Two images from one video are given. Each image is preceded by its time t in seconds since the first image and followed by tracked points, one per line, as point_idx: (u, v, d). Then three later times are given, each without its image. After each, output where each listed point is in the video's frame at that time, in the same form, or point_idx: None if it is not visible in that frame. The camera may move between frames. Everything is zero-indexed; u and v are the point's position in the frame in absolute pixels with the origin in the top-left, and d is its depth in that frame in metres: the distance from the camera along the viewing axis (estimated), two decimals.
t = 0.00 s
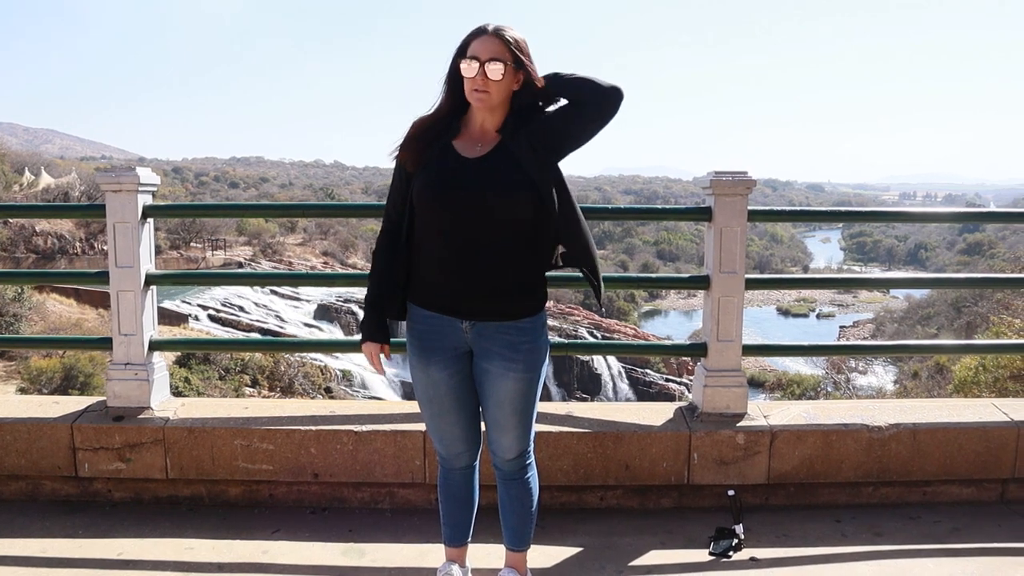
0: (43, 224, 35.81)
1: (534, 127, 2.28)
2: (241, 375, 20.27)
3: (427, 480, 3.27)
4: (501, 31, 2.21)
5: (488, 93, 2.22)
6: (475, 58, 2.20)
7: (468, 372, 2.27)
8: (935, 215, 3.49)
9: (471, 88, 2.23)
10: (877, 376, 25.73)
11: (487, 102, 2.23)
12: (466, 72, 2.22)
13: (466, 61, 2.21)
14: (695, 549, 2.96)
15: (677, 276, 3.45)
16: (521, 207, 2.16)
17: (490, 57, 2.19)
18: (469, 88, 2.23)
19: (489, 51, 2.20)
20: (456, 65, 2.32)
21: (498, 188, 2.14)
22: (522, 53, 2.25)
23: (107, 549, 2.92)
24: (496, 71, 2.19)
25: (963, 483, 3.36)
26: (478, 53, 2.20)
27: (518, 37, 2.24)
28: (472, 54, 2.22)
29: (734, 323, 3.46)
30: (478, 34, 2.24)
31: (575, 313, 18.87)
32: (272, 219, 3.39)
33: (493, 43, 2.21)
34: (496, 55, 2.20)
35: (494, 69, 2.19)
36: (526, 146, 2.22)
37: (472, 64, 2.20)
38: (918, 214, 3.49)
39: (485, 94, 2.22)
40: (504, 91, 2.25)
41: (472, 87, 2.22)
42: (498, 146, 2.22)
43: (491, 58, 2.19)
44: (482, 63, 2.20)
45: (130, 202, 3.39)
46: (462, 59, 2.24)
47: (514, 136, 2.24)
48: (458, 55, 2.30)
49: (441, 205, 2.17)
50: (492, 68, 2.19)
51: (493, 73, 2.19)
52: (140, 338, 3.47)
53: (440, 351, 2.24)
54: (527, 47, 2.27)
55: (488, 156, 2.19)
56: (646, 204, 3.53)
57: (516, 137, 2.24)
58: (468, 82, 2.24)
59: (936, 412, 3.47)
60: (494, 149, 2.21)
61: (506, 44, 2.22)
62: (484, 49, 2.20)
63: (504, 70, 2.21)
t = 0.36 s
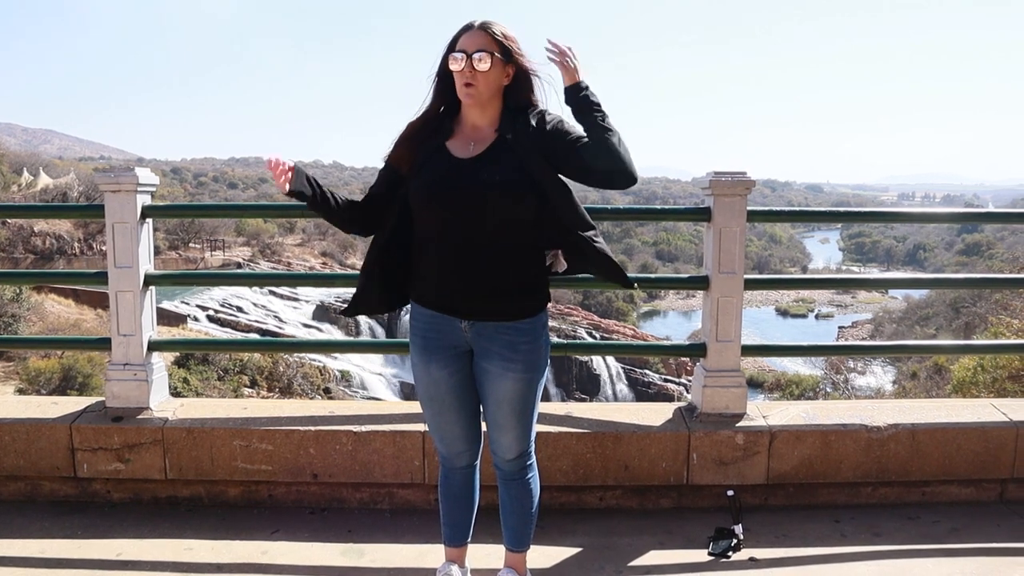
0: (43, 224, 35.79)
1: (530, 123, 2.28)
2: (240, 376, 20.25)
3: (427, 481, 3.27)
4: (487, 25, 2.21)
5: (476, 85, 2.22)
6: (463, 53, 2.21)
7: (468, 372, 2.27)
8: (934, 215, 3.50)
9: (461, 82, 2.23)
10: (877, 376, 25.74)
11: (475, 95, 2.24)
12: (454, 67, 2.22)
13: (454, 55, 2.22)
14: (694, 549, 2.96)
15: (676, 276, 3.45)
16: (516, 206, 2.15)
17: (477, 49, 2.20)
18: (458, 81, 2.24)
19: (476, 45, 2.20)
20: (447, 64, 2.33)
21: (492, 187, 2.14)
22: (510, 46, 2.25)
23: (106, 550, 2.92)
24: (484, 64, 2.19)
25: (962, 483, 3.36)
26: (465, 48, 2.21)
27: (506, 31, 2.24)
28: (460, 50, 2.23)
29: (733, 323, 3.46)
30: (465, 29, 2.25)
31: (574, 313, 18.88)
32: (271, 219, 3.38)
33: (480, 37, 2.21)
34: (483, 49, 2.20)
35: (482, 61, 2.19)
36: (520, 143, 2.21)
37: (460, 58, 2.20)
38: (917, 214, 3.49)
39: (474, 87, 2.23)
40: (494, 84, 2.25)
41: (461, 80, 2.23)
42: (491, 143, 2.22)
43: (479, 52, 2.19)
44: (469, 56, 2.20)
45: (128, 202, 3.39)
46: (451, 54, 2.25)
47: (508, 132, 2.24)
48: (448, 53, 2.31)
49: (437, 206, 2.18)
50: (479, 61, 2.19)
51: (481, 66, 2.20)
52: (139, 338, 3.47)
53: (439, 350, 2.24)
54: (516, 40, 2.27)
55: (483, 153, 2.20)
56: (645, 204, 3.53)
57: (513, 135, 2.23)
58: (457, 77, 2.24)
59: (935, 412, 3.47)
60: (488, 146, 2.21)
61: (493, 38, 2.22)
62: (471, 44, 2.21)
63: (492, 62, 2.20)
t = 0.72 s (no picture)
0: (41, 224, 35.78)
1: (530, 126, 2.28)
2: (239, 375, 20.24)
3: (425, 481, 3.26)
4: (490, 30, 2.22)
5: (482, 91, 2.23)
6: (467, 57, 2.21)
7: (468, 371, 2.27)
8: (932, 215, 3.50)
9: (464, 87, 2.23)
10: (875, 376, 25.76)
11: (482, 102, 2.24)
12: (457, 71, 2.22)
13: (458, 60, 2.21)
14: (693, 548, 2.96)
15: (675, 276, 3.45)
16: (516, 208, 2.15)
17: (483, 56, 2.20)
18: (462, 86, 2.23)
19: (480, 49, 2.20)
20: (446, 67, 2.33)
21: (492, 189, 2.14)
22: (512, 50, 2.26)
23: (104, 550, 2.92)
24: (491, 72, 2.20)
25: (960, 483, 3.36)
26: (468, 52, 2.21)
27: (507, 35, 2.24)
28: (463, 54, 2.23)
29: (732, 323, 3.46)
30: (466, 32, 2.24)
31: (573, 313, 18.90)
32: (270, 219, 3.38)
33: (482, 41, 2.21)
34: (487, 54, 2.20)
35: (488, 68, 2.20)
36: (520, 146, 2.22)
37: (465, 63, 2.20)
38: (916, 214, 3.49)
39: (479, 92, 2.23)
40: (497, 90, 2.27)
41: (465, 85, 2.22)
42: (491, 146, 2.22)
43: (484, 57, 2.20)
44: (475, 62, 2.20)
45: (127, 202, 3.38)
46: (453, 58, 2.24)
47: (508, 135, 2.24)
48: (448, 56, 2.31)
49: (437, 207, 2.18)
50: (486, 67, 2.20)
51: (486, 71, 2.20)
52: (137, 338, 3.46)
53: (439, 349, 2.24)
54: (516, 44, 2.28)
55: (482, 156, 2.20)
56: (644, 204, 3.53)
57: (513, 137, 2.23)
58: (460, 82, 2.24)
59: (934, 412, 3.47)
60: (489, 149, 2.22)
61: (496, 43, 2.22)
62: (474, 48, 2.21)
63: (496, 67, 2.21)
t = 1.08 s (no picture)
0: (39, 224, 35.77)
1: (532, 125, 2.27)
2: (237, 375, 20.22)
3: (424, 481, 3.26)
4: (489, 31, 2.22)
5: (483, 93, 2.23)
6: (467, 59, 2.21)
7: (468, 370, 2.27)
8: (931, 215, 3.50)
9: (465, 89, 2.23)
10: (874, 376, 25.79)
11: (481, 103, 2.25)
12: (458, 73, 2.22)
13: (459, 62, 2.21)
14: (692, 548, 2.96)
15: (674, 276, 3.44)
16: (515, 208, 2.15)
17: (483, 57, 2.20)
18: (463, 89, 2.23)
19: (480, 51, 2.20)
20: (445, 68, 2.33)
21: (492, 190, 2.14)
22: (511, 51, 2.26)
23: (102, 550, 2.91)
24: (491, 72, 2.20)
25: (959, 482, 3.36)
26: (468, 53, 2.21)
27: (506, 35, 2.24)
28: (463, 56, 2.23)
29: (731, 323, 3.46)
30: (466, 33, 2.24)
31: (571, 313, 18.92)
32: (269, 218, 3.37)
33: (482, 43, 2.21)
34: (486, 54, 2.21)
35: (489, 69, 2.20)
36: (520, 146, 2.21)
37: (465, 64, 2.20)
38: (914, 214, 3.49)
39: (481, 94, 2.23)
40: (498, 91, 2.27)
41: (466, 88, 2.23)
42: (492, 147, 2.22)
43: (484, 58, 2.20)
44: (475, 63, 2.20)
45: (125, 202, 3.38)
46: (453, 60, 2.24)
47: (508, 135, 2.23)
48: (446, 57, 2.31)
49: (436, 210, 2.18)
50: (487, 68, 2.20)
51: (487, 73, 2.20)
52: (136, 338, 3.46)
53: (439, 349, 2.24)
54: (515, 45, 2.28)
55: (482, 157, 2.20)
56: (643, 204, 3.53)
57: (511, 137, 2.23)
58: (460, 84, 2.24)
59: (932, 412, 3.47)
60: (488, 150, 2.21)
61: (496, 44, 2.22)
62: (475, 49, 2.21)
63: (497, 69, 2.21)
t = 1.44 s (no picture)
0: (37, 223, 35.74)
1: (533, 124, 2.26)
2: (236, 376, 20.20)
3: (424, 481, 3.26)
4: (497, 27, 2.21)
5: (488, 89, 2.22)
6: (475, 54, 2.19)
7: (467, 371, 2.27)
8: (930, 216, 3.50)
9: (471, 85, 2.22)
10: (872, 376, 25.82)
11: (486, 99, 2.24)
12: (465, 68, 2.21)
13: (466, 57, 2.20)
14: (692, 548, 2.96)
15: (674, 276, 3.44)
16: (516, 208, 2.14)
17: (491, 53, 2.19)
18: (469, 84, 2.22)
19: (488, 47, 2.20)
20: (449, 65, 2.32)
21: (493, 189, 2.13)
22: (516, 49, 2.26)
23: (101, 551, 2.90)
24: (499, 68, 2.20)
25: (958, 482, 3.36)
26: (476, 49, 2.20)
27: (511, 33, 2.24)
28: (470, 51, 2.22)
29: (730, 323, 3.46)
30: (472, 29, 2.23)
31: (570, 313, 18.92)
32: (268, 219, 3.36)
33: (490, 39, 2.20)
34: (493, 51, 2.20)
35: (496, 65, 2.20)
36: (522, 144, 2.20)
37: (473, 59, 2.19)
38: (913, 214, 3.49)
39: (487, 87, 2.22)
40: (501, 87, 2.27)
41: (473, 82, 2.21)
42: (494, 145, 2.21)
43: (492, 54, 2.19)
44: (483, 59, 2.19)
45: (124, 202, 3.37)
46: (459, 55, 2.23)
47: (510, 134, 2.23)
48: (450, 53, 2.30)
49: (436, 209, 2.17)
50: (494, 65, 2.19)
51: (495, 69, 2.20)
52: (135, 338, 3.45)
53: (438, 349, 2.24)
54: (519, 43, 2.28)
55: (484, 156, 2.19)
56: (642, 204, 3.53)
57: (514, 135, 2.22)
58: (466, 79, 2.22)
59: (932, 412, 3.47)
60: (490, 148, 2.21)
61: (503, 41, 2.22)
62: (483, 45, 2.20)
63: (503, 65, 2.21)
